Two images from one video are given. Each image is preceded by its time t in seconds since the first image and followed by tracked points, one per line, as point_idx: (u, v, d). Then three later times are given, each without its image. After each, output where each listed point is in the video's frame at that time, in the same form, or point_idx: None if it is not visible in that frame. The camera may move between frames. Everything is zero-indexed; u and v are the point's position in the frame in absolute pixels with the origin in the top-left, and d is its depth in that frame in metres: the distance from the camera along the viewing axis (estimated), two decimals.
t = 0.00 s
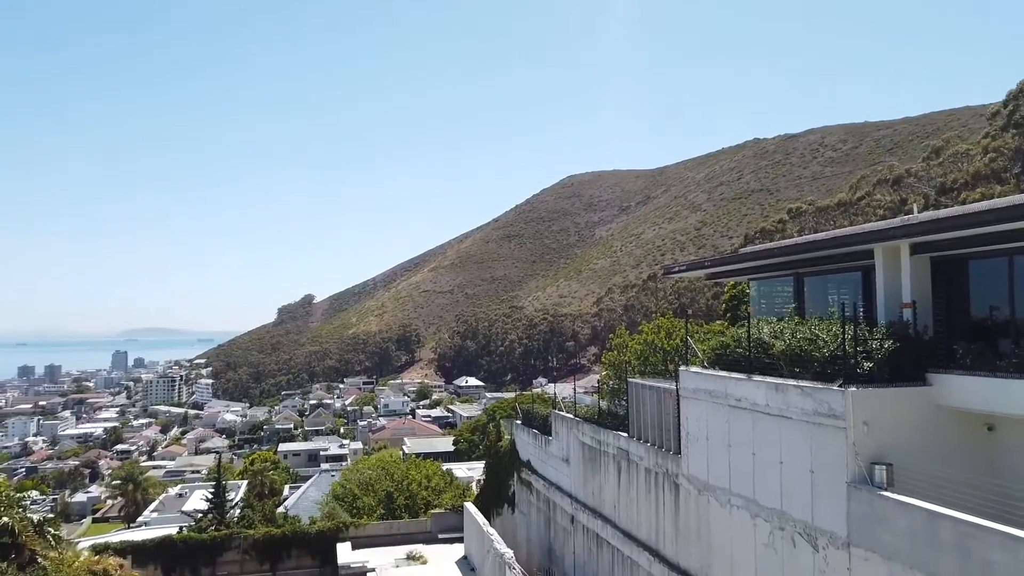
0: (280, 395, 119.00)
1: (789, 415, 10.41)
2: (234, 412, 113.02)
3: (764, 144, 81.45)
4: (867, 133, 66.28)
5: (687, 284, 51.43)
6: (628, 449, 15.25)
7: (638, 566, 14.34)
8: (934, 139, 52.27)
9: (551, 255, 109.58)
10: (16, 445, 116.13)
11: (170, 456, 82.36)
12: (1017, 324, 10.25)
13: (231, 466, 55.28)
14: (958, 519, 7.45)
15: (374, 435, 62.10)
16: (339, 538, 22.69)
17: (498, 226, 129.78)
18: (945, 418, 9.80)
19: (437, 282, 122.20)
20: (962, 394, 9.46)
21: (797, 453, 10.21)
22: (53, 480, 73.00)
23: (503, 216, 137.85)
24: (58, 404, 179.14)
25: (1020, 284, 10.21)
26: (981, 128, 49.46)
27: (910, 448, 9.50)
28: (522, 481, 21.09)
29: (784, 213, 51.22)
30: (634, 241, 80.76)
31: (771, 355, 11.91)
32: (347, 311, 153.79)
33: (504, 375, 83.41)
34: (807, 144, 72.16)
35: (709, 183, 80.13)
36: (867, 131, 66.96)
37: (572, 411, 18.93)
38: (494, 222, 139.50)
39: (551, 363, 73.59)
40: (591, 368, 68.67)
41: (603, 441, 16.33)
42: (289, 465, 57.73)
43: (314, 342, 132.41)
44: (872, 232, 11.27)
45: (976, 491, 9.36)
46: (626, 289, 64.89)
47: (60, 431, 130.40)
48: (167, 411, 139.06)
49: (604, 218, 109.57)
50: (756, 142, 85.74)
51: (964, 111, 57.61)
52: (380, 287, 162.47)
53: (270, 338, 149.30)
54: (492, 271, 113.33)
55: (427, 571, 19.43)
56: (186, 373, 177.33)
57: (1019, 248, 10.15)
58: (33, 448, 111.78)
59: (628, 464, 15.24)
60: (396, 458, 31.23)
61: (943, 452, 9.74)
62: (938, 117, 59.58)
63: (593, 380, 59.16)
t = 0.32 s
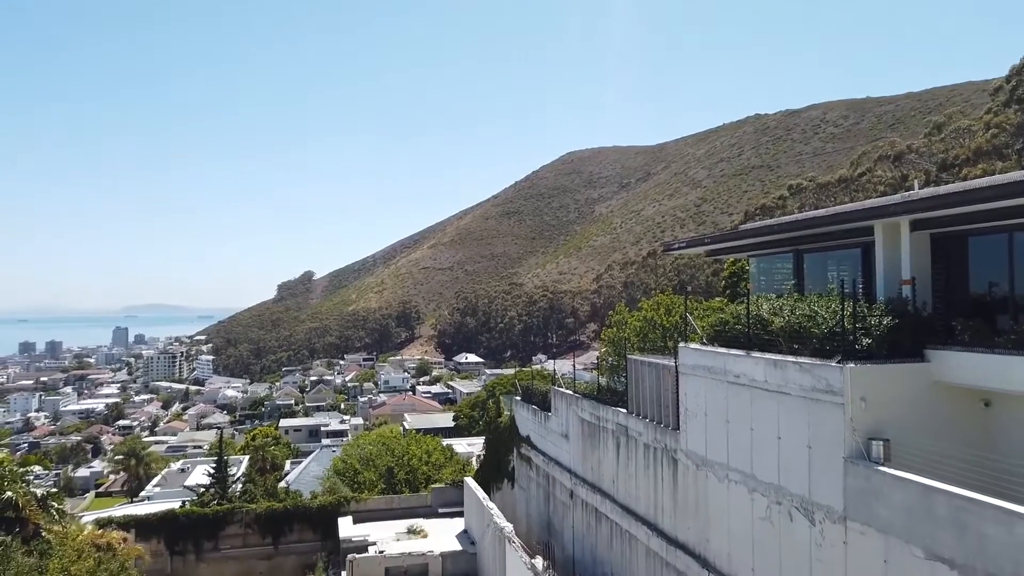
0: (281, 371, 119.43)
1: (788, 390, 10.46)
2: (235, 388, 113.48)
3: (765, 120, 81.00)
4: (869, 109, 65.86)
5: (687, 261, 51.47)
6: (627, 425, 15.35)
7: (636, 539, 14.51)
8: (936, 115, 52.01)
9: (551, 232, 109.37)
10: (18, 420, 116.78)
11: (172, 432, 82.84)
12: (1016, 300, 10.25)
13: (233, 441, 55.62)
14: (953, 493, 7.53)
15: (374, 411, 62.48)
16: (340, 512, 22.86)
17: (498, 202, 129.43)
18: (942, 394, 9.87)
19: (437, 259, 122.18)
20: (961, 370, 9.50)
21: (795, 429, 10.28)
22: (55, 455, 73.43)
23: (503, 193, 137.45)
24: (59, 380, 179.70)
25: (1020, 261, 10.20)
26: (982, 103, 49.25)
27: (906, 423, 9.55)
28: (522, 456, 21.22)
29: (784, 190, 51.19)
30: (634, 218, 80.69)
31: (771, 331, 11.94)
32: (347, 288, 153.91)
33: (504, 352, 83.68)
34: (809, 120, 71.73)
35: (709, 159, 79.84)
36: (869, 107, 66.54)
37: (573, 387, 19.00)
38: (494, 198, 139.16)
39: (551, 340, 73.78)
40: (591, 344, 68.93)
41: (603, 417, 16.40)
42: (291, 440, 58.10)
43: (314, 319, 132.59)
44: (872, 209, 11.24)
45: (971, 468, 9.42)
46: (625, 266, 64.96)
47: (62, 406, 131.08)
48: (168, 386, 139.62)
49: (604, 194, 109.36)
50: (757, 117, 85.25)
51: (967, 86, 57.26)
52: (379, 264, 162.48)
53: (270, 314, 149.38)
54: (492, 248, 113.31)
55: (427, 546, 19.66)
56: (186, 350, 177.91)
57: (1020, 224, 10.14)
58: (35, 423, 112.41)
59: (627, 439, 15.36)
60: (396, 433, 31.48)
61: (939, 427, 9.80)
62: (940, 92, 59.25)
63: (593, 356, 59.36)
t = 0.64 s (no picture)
0: (281, 346, 119.83)
1: (786, 365, 10.50)
2: (235, 362, 113.94)
3: (767, 93, 80.37)
4: (871, 82, 65.33)
5: (687, 236, 51.46)
6: (627, 399, 15.42)
7: (634, 512, 14.66)
8: (939, 88, 51.63)
9: (551, 207, 108.90)
10: (20, 394, 117.39)
11: (174, 406, 83.34)
12: (1016, 275, 10.26)
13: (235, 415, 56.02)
14: (949, 466, 7.61)
15: (375, 386, 62.85)
16: (341, 485, 23.04)
17: (498, 177, 128.83)
18: (940, 368, 9.91)
19: (436, 235, 122.06)
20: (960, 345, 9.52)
21: (793, 403, 10.34)
22: (58, 429, 73.93)
23: (503, 167, 136.79)
24: (61, 354, 180.28)
25: (1020, 235, 10.18)
26: (986, 76, 48.86)
27: (904, 398, 9.61)
28: (522, 430, 21.34)
29: (786, 164, 51.07)
30: (634, 193, 80.46)
31: (770, 307, 11.95)
32: (347, 263, 153.92)
33: (504, 327, 83.96)
34: (811, 93, 71.15)
35: (710, 133, 79.40)
36: (872, 80, 65.99)
37: (572, 362, 19.05)
38: (493, 173, 138.58)
39: (550, 315, 73.88)
40: (590, 320, 69.11)
41: (603, 391, 16.47)
42: (292, 414, 58.51)
43: (314, 294, 132.77)
44: (873, 183, 11.19)
45: (968, 441, 9.47)
46: (625, 241, 65.03)
47: (63, 380, 131.55)
48: (169, 361, 140.14)
49: (604, 169, 108.89)
50: (759, 91, 84.61)
51: (971, 59, 56.76)
52: (379, 239, 162.29)
53: (270, 290, 149.40)
54: (492, 223, 113.16)
55: (428, 520, 19.90)
56: (187, 324, 178.24)
57: (1021, 198, 10.11)
58: (37, 397, 113.01)
59: (627, 414, 15.43)
60: (397, 407, 31.67)
61: (938, 401, 9.86)
62: (944, 65, 58.75)
63: (593, 331, 59.48)
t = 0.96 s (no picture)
0: (282, 323, 120.10)
1: (786, 342, 10.52)
2: (236, 338, 114.25)
3: (769, 69, 79.69)
4: (875, 57, 64.71)
5: (687, 214, 51.39)
6: (627, 376, 15.47)
7: (633, 487, 14.79)
8: (942, 64, 51.21)
9: (551, 184, 108.47)
10: (22, 370, 117.86)
11: (175, 382, 83.74)
12: (1016, 252, 10.26)
13: (236, 391, 56.33)
14: (947, 443, 7.65)
15: (375, 363, 63.11)
16: (342, 461, 23.23)
17: (499, 153, 128.24)
18: (938, 344, 9.96)
19: (436, 212, 121.83)
20: (959, 323, 9.55)
21: (792, 380, 10.37)
22: (61, 405, 74.35)
23: (503, 144, 136.11)
24: (62, 330, 180.84)
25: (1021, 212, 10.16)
26: (990, 52, 48.41)
27: (901, 374, 9.66)
28: (522, 407, 21.44)
29: (787, 141, 50.83)
30: (634, 170, 80.17)
31: (770, 284, 11.96)
32: (347, 240, 153.71)
33: (504, 304, 84.02)
34: (813, 68, 70.53)
35: (711, 109, 78.81)
36: (875, 55, 65.38)
37: (572, 339, 19.08)
38: (494, 149, 137.88)
39: (550, 293, 73.82)
40: (590, 297, 69.19)
41: (602, 368, 16.54)
42: (293, 390, 58.82)
43: (314, 271, 132.75)
44: (875, 160, 11.12)
45: (965, 417, 9.53)
46: (626, 219, 64.97)
47: (65, 356, 132.08)
48: (170, 337, 140.50)
49: (605, 145, 108.33)
50: (761, 66, 83.88)
51: (976, 34, 56.14)
52: (379, 216, 161.91)
53: (270, 267, 149.44)
54: (492, 201, 112.83)
55: (428, 494, 20.08)
56: (188, 301, 178.50)
57: (1023, 175, 10.07)
58: (39, 373, 113.53)
59: (626, 390, 15.48)
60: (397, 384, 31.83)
61: (936, 377, 9.90)
62: (948, 40, 58.13)
63: (593, 308, 59.66)
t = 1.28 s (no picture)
0: (283, 299, 120.32)
1: (785, 317, 10.55)
2: (237, 314, 114.50)
3: (772, 42, 78.85)
4: (879, 30, 64.01)
5: (688, 189, 51.29)
6: (627, 351, 15.52)
7: (634, 461, 14.90)
8: (948, 37, 50.68)
9: (552, 160, 107.87)
10: (24, 345, 118.33)
11: (177, 357, 84.13)
12: (1018, 228, 10.24)
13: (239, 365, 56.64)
14: (945, 417, 7.70)
15: (376, 338, 63.34)
16: (344, 436, 23.39)
17: (499, 128, 127.43)
18: (937, 319, 9.97)
19: (436, 187, 121.45)
20: (959, 297, 9.57)
21: (792, 355, 10.41)
22: (64, 379, 74.81)
23: (503, 118, 135.24)
24: (64, 306, 181.24)
25: None
26: (996, 25, 47.89)
27: (900, 349, 9.68)
28: (522, 382, 21.54)
29: (790, 115, 50.54)
30: (635, 145, 79.77)
31: (770, 260, 11.97)
32: (347, 216, 153.43)
33: (504, 279, 84.05)
34: (817, 41, 69.79)
35: (713, 84, 78.17)
36: (880, 28, 64.65)
37: (573, 315, 19.11)
38: (494, 124, 137.04)
39: (551, 269, 73.71)
40: (591, 273, 69.19)
41: (603, 343, 16.60)
42: (295, 365, 59.13)
43: (315, 246, 132.70)
44: (878, 134, 11.04)
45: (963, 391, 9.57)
46: (626, 195, 64.91)
47: (67, 331, 132.51)
48: (171, 313, 140.79)
49: (606, 120, 107.63)
50: (764, 39, 82.98)
51: (982, 7, 55.45)
52: (379, 192, 161.41)
53: (270, 241, 149.15)
54: (492, 176, 112.40)
55: (430, 468, 20.25)
56: (189, 276, 178.61)
57: None
58: (42, 348, 114.02)
59: (626, 365, 15.54)
60: (399, 359, 31.95)
61: (936, 353, 9.93)
62: (954, 12, 57.42)
63: (593, 284, 59.76)
